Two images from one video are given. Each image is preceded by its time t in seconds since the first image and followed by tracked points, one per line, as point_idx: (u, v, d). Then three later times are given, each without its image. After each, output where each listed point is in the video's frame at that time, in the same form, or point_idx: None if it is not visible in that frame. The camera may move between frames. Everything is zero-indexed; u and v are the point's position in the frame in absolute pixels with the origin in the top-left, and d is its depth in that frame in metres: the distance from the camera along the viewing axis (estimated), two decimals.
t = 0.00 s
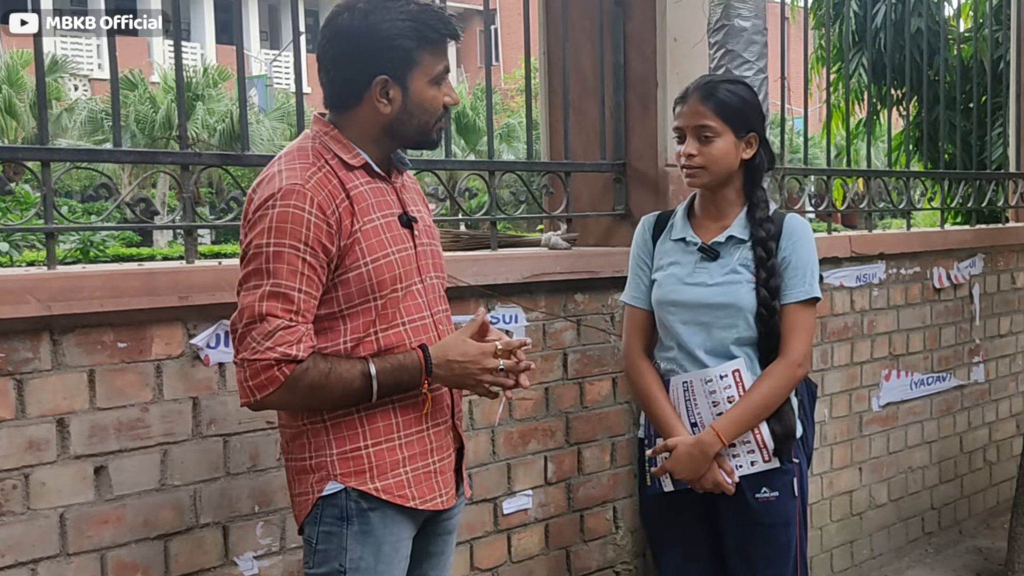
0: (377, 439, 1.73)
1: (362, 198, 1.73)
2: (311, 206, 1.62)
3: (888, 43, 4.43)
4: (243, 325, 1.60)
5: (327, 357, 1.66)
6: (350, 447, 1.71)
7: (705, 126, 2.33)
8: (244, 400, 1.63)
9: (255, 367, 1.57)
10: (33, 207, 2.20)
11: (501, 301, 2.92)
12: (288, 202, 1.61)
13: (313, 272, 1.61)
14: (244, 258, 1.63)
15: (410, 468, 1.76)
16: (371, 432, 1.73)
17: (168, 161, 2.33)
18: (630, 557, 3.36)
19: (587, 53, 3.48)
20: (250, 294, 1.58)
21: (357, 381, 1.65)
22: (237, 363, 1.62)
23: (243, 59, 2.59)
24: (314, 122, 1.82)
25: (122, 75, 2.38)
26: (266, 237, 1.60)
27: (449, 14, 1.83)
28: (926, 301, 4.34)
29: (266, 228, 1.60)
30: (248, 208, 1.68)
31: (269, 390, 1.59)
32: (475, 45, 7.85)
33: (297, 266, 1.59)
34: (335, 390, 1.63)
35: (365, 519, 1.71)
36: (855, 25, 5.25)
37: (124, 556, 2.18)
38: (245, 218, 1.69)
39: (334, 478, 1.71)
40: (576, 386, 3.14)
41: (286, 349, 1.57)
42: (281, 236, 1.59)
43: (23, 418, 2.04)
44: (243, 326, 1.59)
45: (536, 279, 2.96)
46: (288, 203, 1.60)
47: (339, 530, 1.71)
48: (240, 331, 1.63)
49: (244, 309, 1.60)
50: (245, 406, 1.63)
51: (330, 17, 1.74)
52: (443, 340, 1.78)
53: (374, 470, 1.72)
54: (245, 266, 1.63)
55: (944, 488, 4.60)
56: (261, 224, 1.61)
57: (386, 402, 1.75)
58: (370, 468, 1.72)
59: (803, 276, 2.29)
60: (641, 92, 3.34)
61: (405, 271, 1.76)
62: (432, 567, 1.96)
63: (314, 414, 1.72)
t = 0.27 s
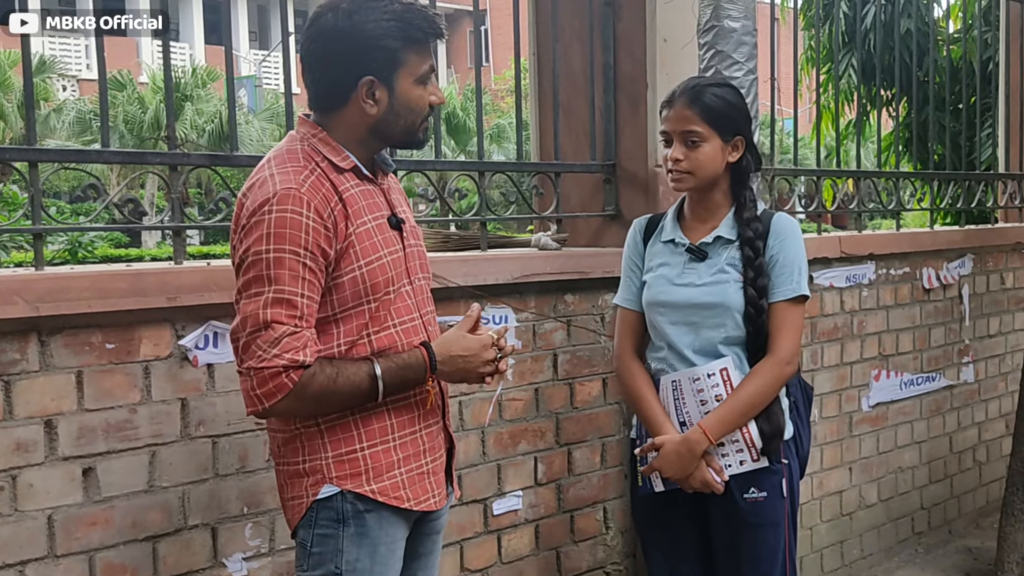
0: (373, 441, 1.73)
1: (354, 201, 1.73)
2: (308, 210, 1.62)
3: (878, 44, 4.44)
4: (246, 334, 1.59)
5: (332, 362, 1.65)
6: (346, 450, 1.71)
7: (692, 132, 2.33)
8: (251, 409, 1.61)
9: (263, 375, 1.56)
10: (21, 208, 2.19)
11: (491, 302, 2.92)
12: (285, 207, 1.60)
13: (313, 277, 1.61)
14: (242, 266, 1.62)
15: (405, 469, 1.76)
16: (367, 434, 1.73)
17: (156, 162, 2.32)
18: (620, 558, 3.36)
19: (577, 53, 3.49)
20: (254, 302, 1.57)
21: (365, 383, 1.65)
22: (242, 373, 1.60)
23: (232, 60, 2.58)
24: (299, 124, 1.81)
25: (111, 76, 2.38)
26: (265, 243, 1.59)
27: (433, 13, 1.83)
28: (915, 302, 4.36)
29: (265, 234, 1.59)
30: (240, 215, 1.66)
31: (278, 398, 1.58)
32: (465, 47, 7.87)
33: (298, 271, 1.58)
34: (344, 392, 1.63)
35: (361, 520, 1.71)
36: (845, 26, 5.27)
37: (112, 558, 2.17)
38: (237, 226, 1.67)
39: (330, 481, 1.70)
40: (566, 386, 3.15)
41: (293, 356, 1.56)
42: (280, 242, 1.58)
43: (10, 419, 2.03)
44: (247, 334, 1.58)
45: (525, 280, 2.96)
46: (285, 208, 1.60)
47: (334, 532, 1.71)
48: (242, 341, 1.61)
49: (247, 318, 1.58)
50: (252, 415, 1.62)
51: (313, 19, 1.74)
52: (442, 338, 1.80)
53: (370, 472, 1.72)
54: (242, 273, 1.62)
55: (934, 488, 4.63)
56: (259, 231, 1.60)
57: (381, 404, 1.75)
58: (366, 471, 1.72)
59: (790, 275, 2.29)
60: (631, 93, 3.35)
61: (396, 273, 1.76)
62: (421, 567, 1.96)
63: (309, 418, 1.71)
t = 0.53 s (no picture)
0: (368, 443, 1.72)
1: (349, 202, 1.72)
2: (304, 211, 1.61)
3: (867, 46, 4.46)
4: (239, 334, 1.58)
5: (325, 364, 1.65)
6: (341, 451, 1.71)
7: (687, 133, 2.34)
8: (241, 408, 1.60)
9: (256, 376, 1.55)
10: (8, 209, 2.18)
11: (481, 303, 2.92)
12: (281, 208, 1.59)
13: (308, 278, 1.60)
14: (236, 267, 1.61)
15: (399, 470, 1.76)
16: (362, 435, 1.72)
17: (145, 162, 2.31)
18: (610, 558, 3.36)
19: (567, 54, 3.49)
20: (248, 303, 1.56)
21: (357, 387, 1.65)
22: (234, 373, 1.60)
23: (221, 60, 2.57)
24: (291, 124, 1.80)
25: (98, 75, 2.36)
26: (260, 244, 1.58)
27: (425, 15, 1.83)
28: (904, 302, 4.38)
29: (260, 235, 1.58)
30: (234, 216, 1.65)
31: (271, 399, 1.57)
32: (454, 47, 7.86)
33: (294, 272, 1.58)
34: (337, 395, 1.63)
35: (357, 522, 1.70)
36: (834, 27, 5.29)
37: (101, 559, 2.15)
38: (230, 226, 1.66)
39: (325, 482, 1.69)
40: (556, 387, 3.14)
41: (287, 357, 1.56)
42: (276, 243, 1.58)
43: None
44: (240, 335, 1.57)
45: (515, 280, 2.96)
46: (281, 209, 1.59)
47: (330, 534, 1.70)
48: (235, 341, 1.60)
49: (240, 318, 1.57)
50: (242, 414, 1.61)
51: (304, 19, 1.73)
52: (435, 343, 1.80)
53: (366, 473, 1.71)
54: (236, 274, 1.61)
55: (922, 488, 4.65)
56: (253, 231, 1.59)
57: (376, 405, 1.74)
58: (361, 472, 1.71)
59: (784, 277, 2.29)
60: (621, 94, 3.35)
61: (390, 274, 1.76)
62: (411, 568, 1.96)
63: (303, 420, 1.70)
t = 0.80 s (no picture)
0: (361, 443, 1.73)
1: (342, 202, 1.72)
2: (296, 211, 1.61)
3: (859, 46, 4.48)
4: (233, 335, 1.58)
5: (319, 364, 1.65)
6: (334, 451, 1.71)
7: (682, 127, 2.34)
8: (235, 409, 1.60)
9: (250, 376, 1.55)
10: None
11: (474, 304, 2.92)
12: (274, 208, 1.59)
13: (301, 278, 1.60)
14: (229, 267, 1.61)
15: (393, 470, 1.76)
16: (356, 435, 1.72)
17: (136, 162, 2.30)
18: (603, 558, 3.37)
19: (559, 54, 3.50)
20: (241, 303, 1.55)
21: (352, 387, 1.65)
22: (227, 373, 1.59)
23: (212, 59, 2.56)
24: (284, 124, 1.80)
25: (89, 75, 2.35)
26: (253, 244, 1.58)
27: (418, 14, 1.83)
28: (896, 302, 4.40)
29: (252, 235, 1.58)
30: (227, 216, 1.65)
31: (264, 399, 1.57)
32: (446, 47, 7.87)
33: (286, 272, 1.58)
34: (331, 395, 1.63)
35: (349, 522, 1.71)
36: (826, 28, 5.31)
37: (93, 560, 2.15)
38: (223, 227, 1.66)
39: (318, 483, 1.70)
40: (549, 387, 3.15)
41: (280, 357, 1.56)
42: (268, 243, 1.57)
43: None
44: (233, 335, 1.57)
45: (508, 280, 2.96)
46: (273, 209, 1.59)
47: (322, 534, 1.70)
48: (228, 342, 1.60)
49: (234, 319, 1.57)
50: (236, 415, 1.61)
51: (297, 18, 1.73)
52: (431, 342, 1.80)
53: (359, 473, 1.72)
54: (229, 274, 1.61)
55: (915, 488, 4.66)
56: (246, 231, 1.59)
57: (369, 405, 1.74)
58: (354, 472, 1.71)
59: (778, 279, 2.30)
60: (613, 94, 3.36)
61: (384, 274, 1.76)
62: (405, 569, 1.96)
63: (296, 419, 1.70)
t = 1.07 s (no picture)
0: (355, 442, 1.73)
1: (334, 201, 1.72)
2: (287, 210, 1.61)
3: (853, 46, 4.49)
4: (223, 333, 1.58)
5: (310, 363, 1.65)
6: (327, 451, 1.71)
7: (670, 129, 2.35)
8: (225, 408, 1.61)
9: (239, 375, 1.56)
10: None
11: (468, 303, 2.92)
12: (264, 206, 1.59)
13: (291, 277, 1.60)
14: (220, 266, 1.61)
15: (386, 470, 1.76)
16: (349, 435, 1.72)
17: (130, 161, 2.30)
18: (597, 558, 3.37)
19: (553, 53, 3.50)
20: (230, 302, 1.56)
21: (342, 386, 1.65)
22: (217, 372, 1.60)
23: (205, 59, 2.56)
24: (279, 123, 1.80)
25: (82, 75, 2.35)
26: (243, 242, 1.58)
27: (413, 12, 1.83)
28: (890, 302, 4.41)
29: (242, 233, 1.58)
30: (218, 215, 1.65)
31: (254, 398, 1.57)
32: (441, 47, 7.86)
33: (276, 270, 1.58)
34: (320, 395, 1.63)
35: (343, 521, 1.71)
36: (820, 28, 5.33)
37: (86, 561, 2.15)
38: (215, 225, 1.66)
39: (311, 482, 1.70)
40: (544, 387, 3.15)
41: (269, 356, 1.56)
42: (258, 242, 1.58)
43: None
44: (223, 334, 1.57)
45: (502, 280, 2.96)
46: (263, 207, 1.59)
47: (316, 533, 1.70)
48: (218, 341, 1.60)
49: (223, 317, 1.57)
50: (227, 414, 1.61)
51: (291, 17, 1.73)
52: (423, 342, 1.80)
53: (352, 473, 1.71)
54: (220, 273, 1.61)
55: (909, 487, 4.68)
56: (236, 230, 1.59)
57: (362, 405, 1.74)
58: (347, 471, 1.71)
59: (774, 279, 2.31)
60: (608, 94, 3.36)
61: (377, 273, 1.75)
62: (399, 569, 1.96)
63: (290, 418, 1.71)
